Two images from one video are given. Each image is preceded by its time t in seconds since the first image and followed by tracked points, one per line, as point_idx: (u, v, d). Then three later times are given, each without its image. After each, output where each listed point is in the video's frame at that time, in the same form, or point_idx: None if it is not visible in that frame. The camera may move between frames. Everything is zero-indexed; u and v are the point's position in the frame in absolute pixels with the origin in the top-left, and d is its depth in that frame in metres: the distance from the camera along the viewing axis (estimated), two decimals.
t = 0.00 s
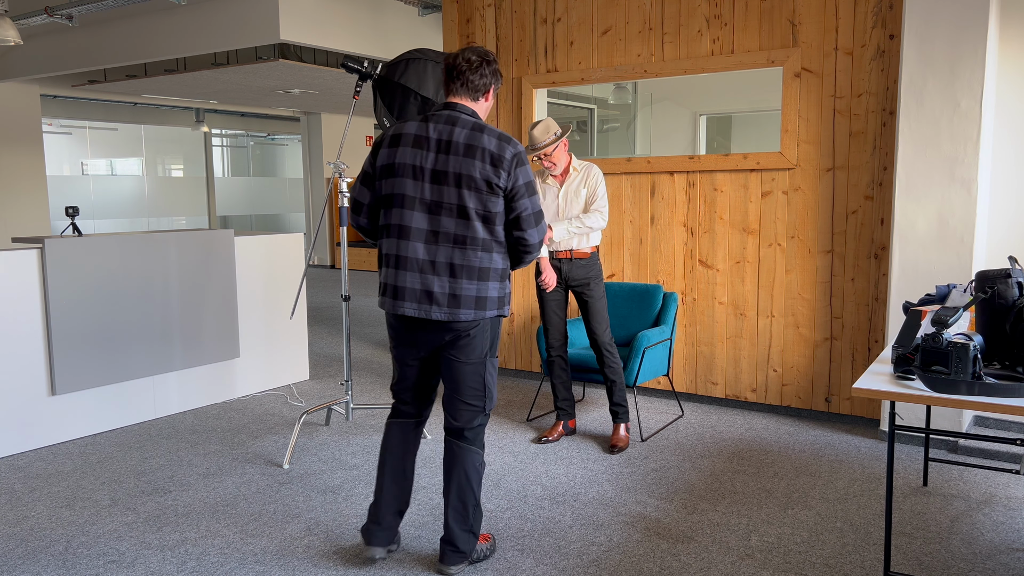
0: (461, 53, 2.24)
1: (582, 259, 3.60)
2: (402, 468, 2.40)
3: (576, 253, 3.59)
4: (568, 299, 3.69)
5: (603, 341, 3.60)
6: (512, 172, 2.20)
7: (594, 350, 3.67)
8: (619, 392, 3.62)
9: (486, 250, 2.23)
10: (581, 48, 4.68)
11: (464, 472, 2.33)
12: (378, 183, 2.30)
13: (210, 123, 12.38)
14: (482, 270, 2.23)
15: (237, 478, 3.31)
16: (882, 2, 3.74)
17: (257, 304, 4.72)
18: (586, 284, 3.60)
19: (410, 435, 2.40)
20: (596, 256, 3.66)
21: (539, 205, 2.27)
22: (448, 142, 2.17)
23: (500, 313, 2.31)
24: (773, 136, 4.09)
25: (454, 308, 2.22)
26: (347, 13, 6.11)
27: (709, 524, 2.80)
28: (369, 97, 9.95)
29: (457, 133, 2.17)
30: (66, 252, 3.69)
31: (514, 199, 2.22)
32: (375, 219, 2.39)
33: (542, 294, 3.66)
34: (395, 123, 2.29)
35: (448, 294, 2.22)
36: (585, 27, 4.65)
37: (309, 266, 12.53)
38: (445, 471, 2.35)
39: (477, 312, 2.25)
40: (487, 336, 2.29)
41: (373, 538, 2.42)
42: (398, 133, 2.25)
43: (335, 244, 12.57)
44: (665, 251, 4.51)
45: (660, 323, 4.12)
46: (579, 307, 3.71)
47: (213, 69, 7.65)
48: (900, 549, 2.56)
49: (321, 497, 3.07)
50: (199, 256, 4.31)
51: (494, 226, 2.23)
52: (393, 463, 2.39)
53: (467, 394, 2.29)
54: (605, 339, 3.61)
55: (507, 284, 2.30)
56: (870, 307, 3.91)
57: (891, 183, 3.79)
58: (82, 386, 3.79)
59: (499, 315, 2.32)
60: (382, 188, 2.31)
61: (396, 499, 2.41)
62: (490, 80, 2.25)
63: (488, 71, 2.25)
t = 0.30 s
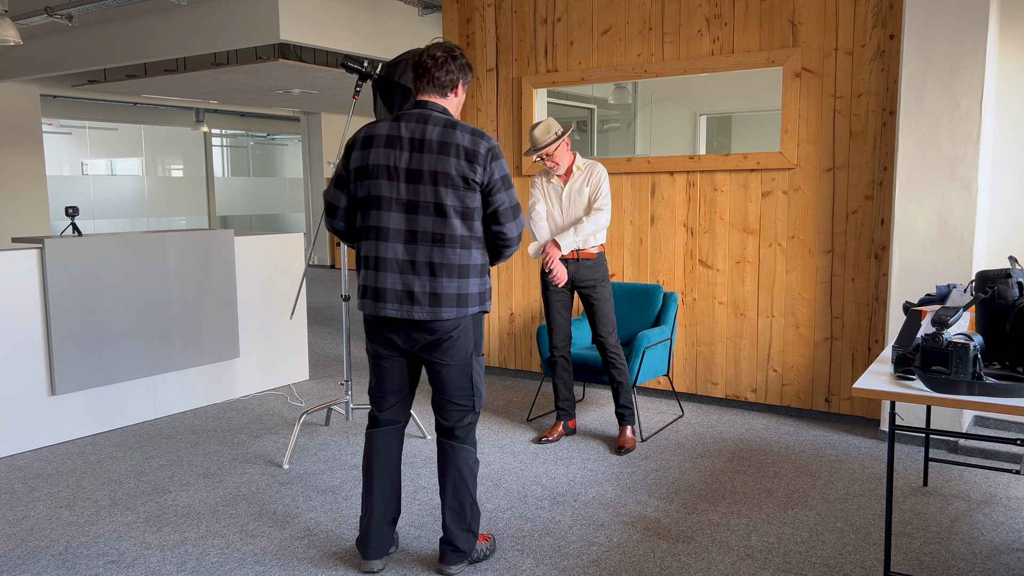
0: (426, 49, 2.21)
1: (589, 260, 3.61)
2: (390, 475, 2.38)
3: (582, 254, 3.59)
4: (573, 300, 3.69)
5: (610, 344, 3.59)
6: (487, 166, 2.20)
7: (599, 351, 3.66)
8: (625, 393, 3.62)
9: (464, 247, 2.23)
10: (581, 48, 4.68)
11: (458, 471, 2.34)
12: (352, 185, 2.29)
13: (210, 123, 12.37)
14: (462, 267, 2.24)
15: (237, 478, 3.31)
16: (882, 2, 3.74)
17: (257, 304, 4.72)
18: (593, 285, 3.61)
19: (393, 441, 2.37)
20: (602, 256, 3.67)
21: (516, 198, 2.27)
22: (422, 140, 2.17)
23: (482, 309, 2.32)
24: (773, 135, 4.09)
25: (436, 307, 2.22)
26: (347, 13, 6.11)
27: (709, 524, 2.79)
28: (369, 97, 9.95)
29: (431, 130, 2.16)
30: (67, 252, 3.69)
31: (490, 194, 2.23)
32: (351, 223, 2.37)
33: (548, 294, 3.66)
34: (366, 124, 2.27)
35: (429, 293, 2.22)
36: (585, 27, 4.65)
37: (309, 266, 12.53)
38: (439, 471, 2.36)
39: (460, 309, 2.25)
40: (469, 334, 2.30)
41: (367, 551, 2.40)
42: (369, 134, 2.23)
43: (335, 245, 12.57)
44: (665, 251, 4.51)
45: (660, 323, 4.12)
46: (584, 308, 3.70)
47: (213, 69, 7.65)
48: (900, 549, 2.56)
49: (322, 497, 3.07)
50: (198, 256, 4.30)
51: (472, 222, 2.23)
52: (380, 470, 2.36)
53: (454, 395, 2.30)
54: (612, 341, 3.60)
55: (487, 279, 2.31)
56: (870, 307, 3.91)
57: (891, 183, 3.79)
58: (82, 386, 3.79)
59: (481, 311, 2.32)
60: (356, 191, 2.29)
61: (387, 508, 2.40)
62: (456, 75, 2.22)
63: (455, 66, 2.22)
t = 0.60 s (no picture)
0: (391, 51, 2.25)
1: (598, 261, 3.57)
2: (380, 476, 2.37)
3: (591, 254, 3.57)
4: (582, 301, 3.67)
5: (617, 347, 3.58)
6: (460, 161, 2.23)
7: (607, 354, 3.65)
8: (630, 396, 3.61)
9: (441, 243, 2.25)
10: (581, 48, 4.68)
11: (451, 469, 2.34)
12: (324, 187, 2.28)
13: (210, 123, 12.38)
14: (440, 263, 2.25)
15: (238, 478, 3.31)
16: (881, 2, 3.74)
17: (257, 303, 4.72)
18: (602, 287, 3.58)
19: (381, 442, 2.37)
20: (613, 258, 3.63)
21: (489, 192, 2.30)
22: (394, 138, 2.18)
23: (461, 305, 2.33)
24: (773, 135, 4.09)
25: (416, 304, 2.22)
26: (347, 13, 6.11)
27: (709, 524, 2.80)
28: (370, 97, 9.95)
29: (403, 128, 2.18)
30: (67, 252, 3.69)
31: (464, 189, 2.25)
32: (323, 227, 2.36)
33: (557, 295, 3.66)
34: (336, 126, 2.27)
35: (408, 291, 2.22)
36: (585, 27, 4.65)
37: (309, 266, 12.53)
38: (433, 469, 2.37)
39: (440, 305, 2.26)
40: (446, 333, 2.29)
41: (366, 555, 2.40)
42: (339, 135, 2.23)
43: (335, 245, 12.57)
44: (665, 251, 4.51)
45: (660, 323, 4.11)
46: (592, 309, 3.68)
47: (213, 69, 7.65)
48: (900, 549, 2.56)
49: (322, 497, 3.07)
50: (198, 256, 4.30)
51: (447, 218, 2.25)
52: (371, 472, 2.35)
53: (438, 394, 2.31)
54: (619, 344, 3.59)
55: (464, 275, 2.33)
56: (870, 307, 3.91)
57: (891, 183, 3.79)
58: (82, 386, 3.79)
59: (461, 308, 2.34)
60: (329, 193, 2.28)
61: (379, 510, 2.39)
62: (421, 75, 2.25)
63: (419, 66, 2.25)
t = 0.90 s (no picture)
0: (374, 53, 2.29)
1: (605, 261, 3.58)
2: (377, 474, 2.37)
3: (599, 254, 3.58)
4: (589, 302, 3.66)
5: (622, 348, 3.58)
6: (442, 158, 2.26)
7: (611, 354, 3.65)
8: (633, 397, 3.61)
9: (425, 240, 2.27)
10: (581, 48, 4.68)
11: (448, 450, 2.42)
12: (310, 190, 2.32)
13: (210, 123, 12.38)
14: (424, 260, 2.27)
15: (238, 478, 3.31)
16: (882, 2, 3.73)
17: (257, 303, 4.72)
18: (610, 287, 3.57)
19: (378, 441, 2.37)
20: (620, 258, 3.63)
21: (473, 188, 2.32)
22: (377, 138, 2.21)
23: (448, 301, 2.36)
24: (773, 136, 4.09)
25: (401, 301, 2.25)
26: (347, 13, 6.11)
27: (709, 524, 2.79)
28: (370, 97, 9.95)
29: (385, 128, 2.22)
30: (67, 253, 3.69)
31: (447, 185, 2.28)
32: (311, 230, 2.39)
33: (564, 296, 3.65)
34: (321, 129, 2.31)
35: (393, 288, 2.25)
36: (585, 26, 4.65)
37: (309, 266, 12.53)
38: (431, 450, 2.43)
39: (425, 302, 2.29)
40: (437, 328, 2.32)
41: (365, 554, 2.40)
42: (325, 138, 2.27)
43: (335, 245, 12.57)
44: (665, 251, 4.51)
45: (660, 322, 4.11)
46: (600, 310, 3.67)
47: (213, 69, 7.64)
48: (900, 549, 2.56)
49: (322, 497, 3.07)
50: (198, 255, 4.30)
51: (431, 214, 2.28)
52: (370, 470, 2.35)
53: (435, 380, 2.36)
54: (624, 345, 3.59)
55: (450, 271, 2.35)
56: (870, 307, 3.91)
57: (891, 183, 3.79)
58: (82, 386, 3.79)
59: (448, 304, 2.36)
60: (316, 195, 2.32)
61: (378, 510, 2.39)
62: (405, 76, 2.29)
63: (403, 67, 2.29)
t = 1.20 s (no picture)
0: (396, 63, 2.33)
1: (607, 261, 3.57)
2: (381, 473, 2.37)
3: (601, 254, 3.57)
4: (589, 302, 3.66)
5: (623, 348, 3.58)
6: (455, 164, 2.28)
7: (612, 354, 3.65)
8: (633, 397, 3.61)
9: (435, 242, 2.29)
10: (581, 48, 4.68)
11: (439, 460, 2.48)
12: (326, 189, 2.34)
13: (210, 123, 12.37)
14: (433, 261, 2.28)
15: (238, 478, 3.31)
16: (882, 2, 3.74)
17: (257, 303, 4.72)
18: (611, 287, 3.57)
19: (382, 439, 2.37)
20: (622, 258, 3.62)
21: (483, 194, 2.34)
22: (392, 141, 2.23)
23: (454, 303, 2.36)
24: (773, 136, 4.08)
25: (409, 300, 2.26)
26: (347, 14, 6.12)
27: (709, 524, 2.79)
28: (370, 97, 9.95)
29: (401, 132, 2.23)
30: (66, 253, 3.68)
31: (458, 190, 2.30)
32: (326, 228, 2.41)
33: (565, 296, 3.65)
34: (339, 131, 2.33)
35: (402, 287, 2.26)
36: (585, 26, 4.65)
37: (308, 266, 12.52)
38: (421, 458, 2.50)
39: (432, 302, 2.29)
40: (438, 330, 2.33)
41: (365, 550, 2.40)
42: (343, 139, 2.29)
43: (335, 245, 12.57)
44: (665, 250, 4.51)
45: (660, 323, 4.11)
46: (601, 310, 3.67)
47: (213, 69, 7.64)
48: (900, 549, 2.56)
49: (322, 497, 3.07)
50: (198, 255, 4.30)
51: (442, 218, 2.30)
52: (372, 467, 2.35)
53: (428, 392, 2.37)
54: (625, 345, 3.59)
55: (459, 274, 2.36)
56: (870, 307, 3.91)
57: (891, 183, 3.79)
58: (82, 387, 3.79)
59: (453, 306, 2.36)
60: (331, 195, 2.34)
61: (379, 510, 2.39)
62: (424, 85, 2.31)
63: (424, 76, 2.31)
